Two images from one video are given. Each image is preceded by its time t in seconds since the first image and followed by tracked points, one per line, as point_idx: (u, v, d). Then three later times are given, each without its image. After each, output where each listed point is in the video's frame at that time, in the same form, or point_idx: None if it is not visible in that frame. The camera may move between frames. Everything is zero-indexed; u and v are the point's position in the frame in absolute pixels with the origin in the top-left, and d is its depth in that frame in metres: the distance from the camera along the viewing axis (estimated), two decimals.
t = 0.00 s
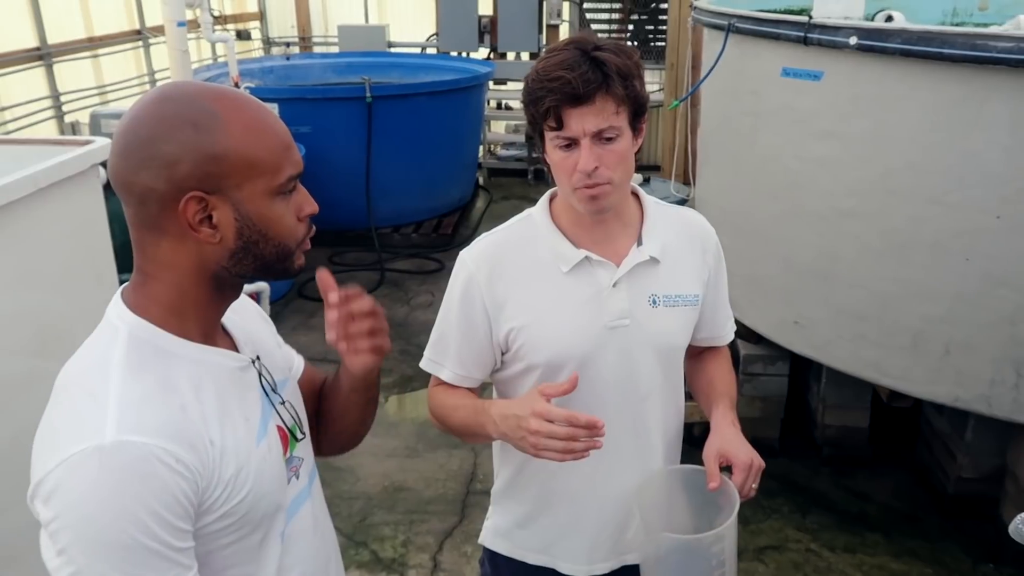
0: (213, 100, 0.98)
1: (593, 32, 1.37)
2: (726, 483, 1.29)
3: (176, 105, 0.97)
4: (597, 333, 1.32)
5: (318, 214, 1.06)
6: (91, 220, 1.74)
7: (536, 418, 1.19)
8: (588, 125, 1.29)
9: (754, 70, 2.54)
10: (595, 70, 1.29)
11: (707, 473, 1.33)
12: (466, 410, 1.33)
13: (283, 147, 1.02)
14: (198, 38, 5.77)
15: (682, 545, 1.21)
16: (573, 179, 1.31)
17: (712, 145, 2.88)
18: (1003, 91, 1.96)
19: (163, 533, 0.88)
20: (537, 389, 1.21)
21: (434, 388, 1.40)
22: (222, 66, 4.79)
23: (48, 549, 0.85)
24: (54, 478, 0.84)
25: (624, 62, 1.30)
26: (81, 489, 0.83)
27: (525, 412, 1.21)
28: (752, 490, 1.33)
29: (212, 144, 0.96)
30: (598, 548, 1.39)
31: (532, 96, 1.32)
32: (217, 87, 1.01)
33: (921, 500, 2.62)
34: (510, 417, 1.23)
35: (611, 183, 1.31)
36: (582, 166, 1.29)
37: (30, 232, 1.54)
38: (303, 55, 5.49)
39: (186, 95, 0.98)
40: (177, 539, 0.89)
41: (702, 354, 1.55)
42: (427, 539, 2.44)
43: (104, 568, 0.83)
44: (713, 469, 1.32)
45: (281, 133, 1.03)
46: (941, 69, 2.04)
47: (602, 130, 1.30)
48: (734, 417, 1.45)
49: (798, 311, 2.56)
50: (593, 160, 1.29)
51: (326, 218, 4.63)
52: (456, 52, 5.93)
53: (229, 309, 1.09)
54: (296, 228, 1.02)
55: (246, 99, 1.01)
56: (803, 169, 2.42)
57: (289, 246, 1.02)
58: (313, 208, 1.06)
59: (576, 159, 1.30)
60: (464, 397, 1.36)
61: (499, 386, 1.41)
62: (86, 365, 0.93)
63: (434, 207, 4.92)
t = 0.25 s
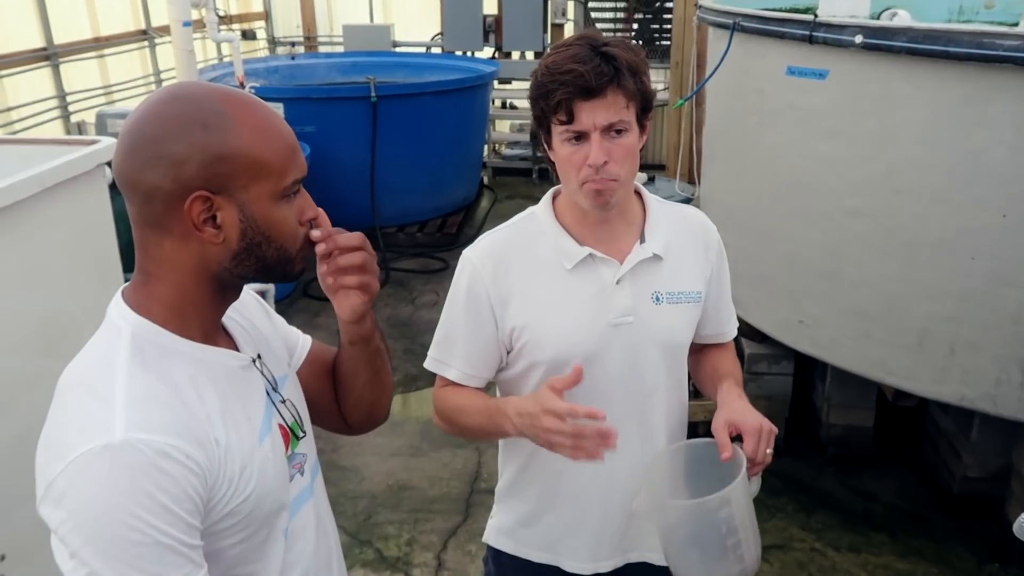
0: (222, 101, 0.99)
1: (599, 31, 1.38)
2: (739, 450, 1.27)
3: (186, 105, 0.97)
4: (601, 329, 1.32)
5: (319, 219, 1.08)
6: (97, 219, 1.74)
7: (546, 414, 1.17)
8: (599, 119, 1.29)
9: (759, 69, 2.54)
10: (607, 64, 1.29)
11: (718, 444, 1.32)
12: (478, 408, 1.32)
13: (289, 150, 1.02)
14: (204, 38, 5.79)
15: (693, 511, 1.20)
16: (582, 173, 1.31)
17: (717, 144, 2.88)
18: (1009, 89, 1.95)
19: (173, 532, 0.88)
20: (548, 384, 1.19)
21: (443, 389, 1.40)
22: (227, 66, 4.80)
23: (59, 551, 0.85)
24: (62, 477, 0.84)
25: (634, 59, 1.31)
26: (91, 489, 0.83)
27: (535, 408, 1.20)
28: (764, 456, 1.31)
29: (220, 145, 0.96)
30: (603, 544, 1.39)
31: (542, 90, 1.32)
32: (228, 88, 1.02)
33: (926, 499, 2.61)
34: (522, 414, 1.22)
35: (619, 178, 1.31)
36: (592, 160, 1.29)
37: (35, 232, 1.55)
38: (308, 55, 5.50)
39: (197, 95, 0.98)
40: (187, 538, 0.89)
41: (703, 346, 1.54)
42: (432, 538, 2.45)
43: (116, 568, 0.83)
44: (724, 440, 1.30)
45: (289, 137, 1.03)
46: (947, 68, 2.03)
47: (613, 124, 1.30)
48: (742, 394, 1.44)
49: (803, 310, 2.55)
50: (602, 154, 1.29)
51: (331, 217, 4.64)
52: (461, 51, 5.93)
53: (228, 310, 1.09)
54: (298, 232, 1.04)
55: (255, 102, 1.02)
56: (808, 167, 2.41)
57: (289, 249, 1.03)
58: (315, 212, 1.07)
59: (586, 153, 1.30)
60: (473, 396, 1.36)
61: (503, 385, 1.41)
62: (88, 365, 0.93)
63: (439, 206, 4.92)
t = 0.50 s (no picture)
0: (225, 104, 0.99)
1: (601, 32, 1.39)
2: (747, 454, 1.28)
3: (189, 106, 0.97)
4: (602, 328, 1.32)
5: (319, 222, 1.08)
6: (97, 218, 1.74)
7: (566, 432, 1.18)
8: (606, 119, 1.29)
9: (759, 69, 2.54)
10: (614, 64, 1.30)
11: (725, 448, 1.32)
12: (491, 416, 1.32)
13: (291, 153, 1.02)
14: (204, 37, 5.79)
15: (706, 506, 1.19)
16: (588, 172, 1.31)
17: (717, 143, 2.88)
18: (1009, 89, 1.95)
19: (170, 531, 0.88)
20: (571, 400, 1.19)
21: (450, 394, 1.38)
22: (228, 65, 4.80)
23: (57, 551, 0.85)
24: (60, 479, 0.84)
25: (638, 60, 1.32)
26: (89, 489, 0.83)
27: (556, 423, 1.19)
28: (766, 461, 1.32)
29: (222, 147, 0.97)
30: (606, 543, 1.39)
31: (548, 89, 1.32)
32: (231, 90, 1.02)
33: (927, 498, 2.61)
34: (539, 429, 1.22)
35: (624, 177, 1.31)
36: (599, 159, 1.29)
37: (36, 231, 1.55)
38: (309, 54, 5.50)
39: (200, 97, 0.99)
40: (185, 538, 0.90)
41: (700, 345, 1.54)
42: (432, 537, 2.45)
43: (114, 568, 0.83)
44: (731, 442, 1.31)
45: (291, 140, 1.04)
46: (947, 68, 2.03)
47: (619, 124, 1.30)
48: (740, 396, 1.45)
49: (803, 309, 2.55)
50: (609, 154, 1.29)
51: (331, 216, 4.64)
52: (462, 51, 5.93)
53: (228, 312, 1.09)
54: (297, 236, 1.04)
55: (258, 105, 1.02)
56: (808, 167, 2.41)
57: (287, 253, 1.03)
58: (314, 215, 1.07)
59: (592, 152, 1.30)
60: (484, 404, 1.35)
61: (503, 386, 1.41)
62: (88, 366, 0.94)
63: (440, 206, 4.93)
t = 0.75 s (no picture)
0: (235, 104, 0.99)
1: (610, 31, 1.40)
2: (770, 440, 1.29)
3: (199, 107, 0.98)
4: (608, 327, 1.32)
5: (326, 224, 1.08)
6: (100, 218, 1.75)
7: (574, 480, 1.13)
8: (624, 112, 1.30)
9: (762, 69, 2.54)
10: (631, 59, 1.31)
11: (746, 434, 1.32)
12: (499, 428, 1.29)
13: (300, 155, 1.03)
14: (206, 37, 5.80)
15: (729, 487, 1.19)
16: (604, 166, 1.30)
17: (719, 143, 2.88)
18: (1012, 89, 1.95)
19: (172, 531, 0.88)
20: (586, 446, 1.15)
21: (455, 400, 1.37)
22: (230, 65, 4.81)
23: (59, 551, 0.85)
24: (63, 480, 0.84)
25: (652, 57, 1.34)
26: (92, 490, 0.83)
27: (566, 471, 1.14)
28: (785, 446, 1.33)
29: (231, 148, 0.96)
30: (613, 543, 1.40)
31: (565, 80, 1.32)
32: (241, 92, 1.02)
33: (929, 498, 2.61)
34: (548, 466, 1.17)
35: (638, 171, 1.32)
36: (615, 152, 1.29)
37: (39, 231, 1.55)
38: (311, 54, 5.50)
39: (211, 98, 0.99)
40: (185, 538, 0.90)
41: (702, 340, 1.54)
42: (433, 537, 2.45)
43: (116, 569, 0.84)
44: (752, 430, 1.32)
45: (299, 142, 1.04)
46: (949, 68, 2.03)
47: (635, 117, 1.31)
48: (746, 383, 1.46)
49: (805, 310, 2.55)
50: (627, 146, 1.30)
51: (333, 216, 4.64)
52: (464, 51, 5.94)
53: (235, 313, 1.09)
54: (305, 236, 1.04)
55: (267, 106, 1.02)
56: (810, 167, 2.41)
57: (295, 253, 1.03)
58: (321, 218, 1.07)
59: (608, 145, 1.30)
60: (490, 417, 1.32)
61: (507, 387, 1.41)
62: (94, 365, 0.94)
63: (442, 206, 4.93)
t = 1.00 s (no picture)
0: (248, 109, 0.99)
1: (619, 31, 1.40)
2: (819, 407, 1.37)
3: (214, 115, 0.97)
4: (617, 324, 1.32)
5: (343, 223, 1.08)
6: (105, 218, 1.75)
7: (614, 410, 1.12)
8: (638, 110, 1.30)
9: (766, 70, 2.54)
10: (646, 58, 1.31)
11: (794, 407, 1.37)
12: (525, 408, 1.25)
13: (315, 157, 1.03)
14: (211, 38, 5.81)
15: (800, 454, 1.33)
16: (619, 163, 1.30)
17: (723, 144, 2.88)
18: (1017, 90, 1.95)
19: (173, 535, 0.88)
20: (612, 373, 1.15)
21: (475, 397, 1.32)
22: (235, 65, 4.82)
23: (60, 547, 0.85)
24: (68, 479, 0.85)
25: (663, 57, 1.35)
26: (96, 490, 0.83)
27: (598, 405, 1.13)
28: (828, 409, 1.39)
29: (247, 155, 0.96)
30: (621, 541, 1.39)
31: (581, 77, 1.31)
32: (254, 95, 1.02)
33: (933, 500, 2.61)
34: (583, 410, 1.15)
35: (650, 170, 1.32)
36: (630, 150, 1.29)
37: (45, 231, 1.56)
38: (315, 55, 5.51)
39: (224, 104, 0.98)
40: (186, 541, 0.90)
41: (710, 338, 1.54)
42: (437, 538, 2.45)
43: (115, 570, 0.84)
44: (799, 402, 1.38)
45: (313, 143, 1.04)
46: (954, 69, 2.03)
47: (648, 116, 1.32)
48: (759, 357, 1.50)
49: (809, 310, 2.55)
50: (641, 144, 1.30)
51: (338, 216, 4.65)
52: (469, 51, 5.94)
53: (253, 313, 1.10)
54: (322, 235, 1.04)
55: (281, 109, 1.02)
56: (815, 168, 2.41)
57: (315, 253, 1.03)
58: (338, 216, 1.08)
59: (622, 143, 1.30)
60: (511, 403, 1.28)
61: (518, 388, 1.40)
62: (107, 365, 0.94)
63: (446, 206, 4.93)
